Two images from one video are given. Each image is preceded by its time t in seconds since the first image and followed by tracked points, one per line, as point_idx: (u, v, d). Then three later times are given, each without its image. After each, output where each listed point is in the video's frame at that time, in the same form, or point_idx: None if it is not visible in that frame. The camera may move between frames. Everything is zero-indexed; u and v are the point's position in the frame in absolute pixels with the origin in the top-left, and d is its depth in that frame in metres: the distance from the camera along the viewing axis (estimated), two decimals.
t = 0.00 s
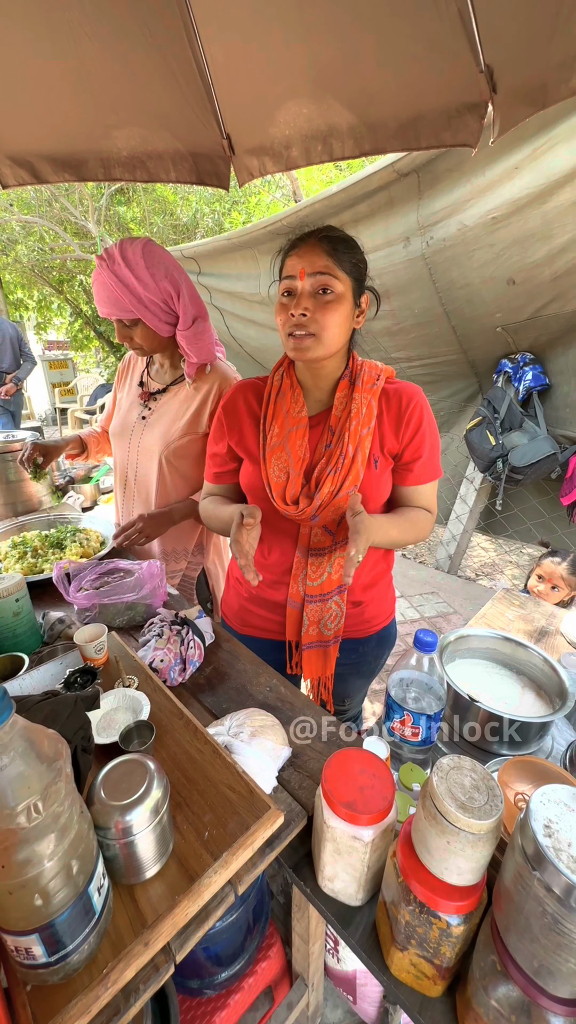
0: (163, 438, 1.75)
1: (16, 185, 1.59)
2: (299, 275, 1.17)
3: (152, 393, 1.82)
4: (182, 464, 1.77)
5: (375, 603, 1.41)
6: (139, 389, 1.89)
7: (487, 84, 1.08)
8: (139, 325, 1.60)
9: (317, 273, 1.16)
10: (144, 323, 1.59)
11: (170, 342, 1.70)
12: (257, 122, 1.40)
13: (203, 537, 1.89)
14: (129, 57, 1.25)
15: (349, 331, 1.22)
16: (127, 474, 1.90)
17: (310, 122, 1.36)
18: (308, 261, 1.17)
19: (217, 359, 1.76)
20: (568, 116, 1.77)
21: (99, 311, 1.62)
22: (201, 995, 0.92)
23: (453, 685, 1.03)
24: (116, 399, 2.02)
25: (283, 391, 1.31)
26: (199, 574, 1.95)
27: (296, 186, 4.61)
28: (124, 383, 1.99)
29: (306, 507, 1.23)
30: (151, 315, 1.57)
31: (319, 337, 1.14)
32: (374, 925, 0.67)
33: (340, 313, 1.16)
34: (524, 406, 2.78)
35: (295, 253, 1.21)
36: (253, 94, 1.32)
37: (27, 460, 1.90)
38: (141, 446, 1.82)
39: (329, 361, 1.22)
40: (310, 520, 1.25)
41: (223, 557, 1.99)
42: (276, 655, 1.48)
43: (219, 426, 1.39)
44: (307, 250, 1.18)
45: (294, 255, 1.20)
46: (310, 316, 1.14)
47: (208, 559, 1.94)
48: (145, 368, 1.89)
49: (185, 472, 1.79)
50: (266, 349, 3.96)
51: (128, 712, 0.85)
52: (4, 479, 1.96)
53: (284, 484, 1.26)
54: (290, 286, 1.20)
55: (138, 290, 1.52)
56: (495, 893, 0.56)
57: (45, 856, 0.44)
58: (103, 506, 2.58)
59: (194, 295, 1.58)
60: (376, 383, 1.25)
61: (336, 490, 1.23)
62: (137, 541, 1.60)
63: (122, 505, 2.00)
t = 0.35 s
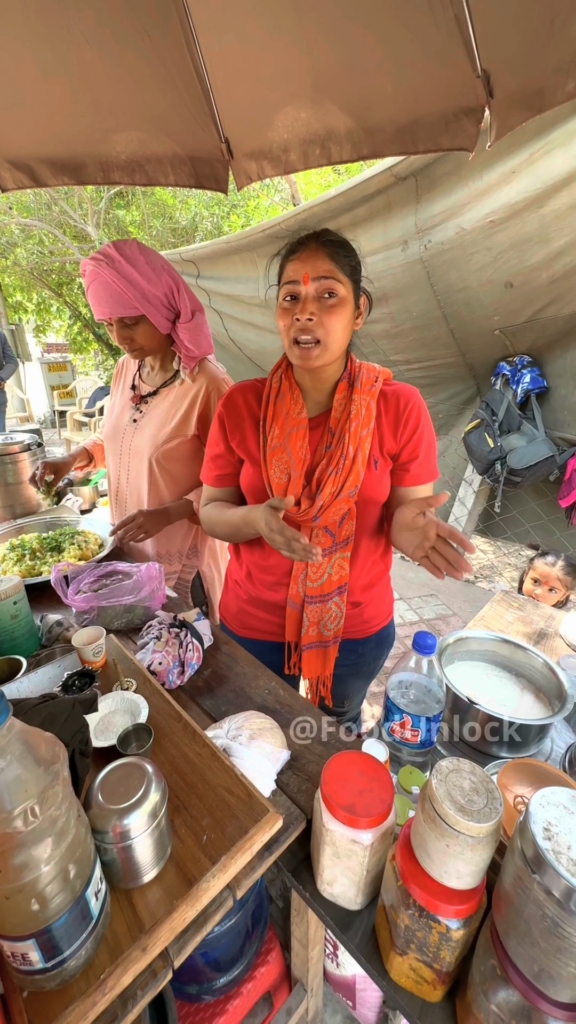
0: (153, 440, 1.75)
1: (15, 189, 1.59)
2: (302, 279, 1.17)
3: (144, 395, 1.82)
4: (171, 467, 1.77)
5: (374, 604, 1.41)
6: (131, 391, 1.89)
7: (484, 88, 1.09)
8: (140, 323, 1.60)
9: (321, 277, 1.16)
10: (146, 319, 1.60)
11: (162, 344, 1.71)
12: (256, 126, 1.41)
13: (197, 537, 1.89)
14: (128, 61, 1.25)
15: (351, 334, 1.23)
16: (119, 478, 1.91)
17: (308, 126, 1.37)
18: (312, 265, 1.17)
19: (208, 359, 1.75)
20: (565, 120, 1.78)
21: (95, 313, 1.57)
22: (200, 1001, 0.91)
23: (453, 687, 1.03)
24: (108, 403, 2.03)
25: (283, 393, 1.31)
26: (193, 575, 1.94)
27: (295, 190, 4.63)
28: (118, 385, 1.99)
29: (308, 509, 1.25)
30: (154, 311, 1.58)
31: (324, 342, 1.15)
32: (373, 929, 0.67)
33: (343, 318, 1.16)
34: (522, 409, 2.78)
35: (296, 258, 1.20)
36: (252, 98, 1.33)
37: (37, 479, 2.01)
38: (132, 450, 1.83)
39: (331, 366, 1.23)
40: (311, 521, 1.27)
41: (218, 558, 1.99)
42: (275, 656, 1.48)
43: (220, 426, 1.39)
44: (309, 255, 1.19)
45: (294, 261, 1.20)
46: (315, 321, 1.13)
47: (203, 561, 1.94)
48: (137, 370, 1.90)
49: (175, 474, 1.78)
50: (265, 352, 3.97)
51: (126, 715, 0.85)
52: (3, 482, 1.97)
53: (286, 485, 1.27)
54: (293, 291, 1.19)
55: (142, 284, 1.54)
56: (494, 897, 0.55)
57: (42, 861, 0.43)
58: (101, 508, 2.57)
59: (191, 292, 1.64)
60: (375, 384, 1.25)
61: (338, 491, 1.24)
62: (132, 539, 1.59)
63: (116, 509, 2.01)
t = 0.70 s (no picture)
0: (150, 442, 1.76)
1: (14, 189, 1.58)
2: (303, 279, 1.17)
3: (138, 397, 1.83)
4: (168, 467, 1.78)
5: (374, 604, 1.42)
6: (125, 393, 1.90)
7: (483, 90, 1.09)
8: (132, 321, 1.60)
9: (322, 276, 1.16)
10: (138, 318, 1.60)
11: (154, 345, 1.72)
12: (255, 128, 1.41)
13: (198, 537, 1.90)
14: (127, 62, 1.25)
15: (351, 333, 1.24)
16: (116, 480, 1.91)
17: (307, 128, 1.37)
18: (312, 265, 1.17)
19: (201, 359, 1.76)
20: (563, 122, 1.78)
21: (86, 312, 1.55)
22: (200, 1002, 0.91)
23: (452, 686, 1.04)
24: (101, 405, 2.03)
25: (283, 394, 1.31)
26: (196, 576, 1.95)
27: (295, 191, 4.64)
28: (112, 387, 2.00)
29: (309, 510, 1.25)
30: (146, 308, 1.59)
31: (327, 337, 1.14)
32: (373, 929, 0.67)
33: (344, 315, 1.16)
34: (521, 409, 2.79)
35: (296, 258, 1.20)
36: (251, 100, 1.33)
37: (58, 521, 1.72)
38: (129, 452, 1.83)
39: (333, 364, 1.22)
40: (312, 522, 1.26)
41: (219, 557, 2.01)
42: (274, 656, 1.48)
43: (220, 426, 1.38)
44: (309, 256, 1.19)
45: (294, 262, 1.20)
46: (318, 318, 1.13)
47: (205, 563, 1.95)
48: (130, 371, 1.90)
49: (172, 474, 1.79)
50: (264, 352, 3.97)
51: (127, 715, 0.85)
52: (3, 483, 1.97)
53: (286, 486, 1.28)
54: (294, 290, 1.19)
55: (134, 281, 1.56)
56: (494, 896, 0.56)
57: (44, 860, 0.43)
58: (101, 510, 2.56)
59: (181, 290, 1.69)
60: (375, 385, 1.25)
61: (338, 491, 1.24)
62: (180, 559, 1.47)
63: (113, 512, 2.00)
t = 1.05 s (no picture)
0: (147, 444, 1.76)
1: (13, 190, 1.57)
2: (307, 281, 1.17)
3: (134, 398, 1.83)
4: (164, 467, 1.78)
5: (374, 604, 1.42)
6: (120, 394, 1.90)
7: (481, 93, 1.09)
8: (121, 324, 1.60)
9: (325, 280, 1.17)
10: (127, 321, 1.59)
11: (147, 345, 1.72)
12: (254, 129, 1.42)
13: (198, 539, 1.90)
14: (127, 64, 1.25)
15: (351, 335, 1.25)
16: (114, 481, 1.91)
17: (306, 129, 1.38)
18: (315, 269, 1.17)
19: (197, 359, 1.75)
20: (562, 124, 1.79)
21: (75, 314, 1.57)
22: (200, 1003, 0.91)
23: (451, 687, 1.04)
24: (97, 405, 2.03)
25: (282, 395, 1.31)
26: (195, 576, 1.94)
27: (293, 192, 4.65)
28: (107, 388, 1.99)
29: (309, 509, 1.24)
30: (134, 311, 1.58)
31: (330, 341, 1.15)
32: (373, 930, 0.67)
33: (347, 318, 1.17)
34: (520, 410, 2.79)
35: (298, 263, 1.19)
36: (250, 101, 1.33)
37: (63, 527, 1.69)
38: (126, 453, 1.83)
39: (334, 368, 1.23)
40: (312, 523, 1.25)
41: (219, 558, 2.01)
42: (274, 657, 1.48)
43: (219, 429, 1.39)
44: (312, 258, 1.19)
45: (294, 265, 1.20)
46: (323, 322, 1.14)
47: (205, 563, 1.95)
48: (126, 371, 1.90)
49: (169, 474, 1.79)
50: (263, 353, 3.97)
51: (126, 716, 0.85)
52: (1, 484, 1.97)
53: (286, 487, 1.27)
54: (297, 293, 1.18)
55: (121, 285, 1.54)
56: (494, 896, 0.56)
57: (44, 862, 0.43)
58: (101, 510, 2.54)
59: (173, 292, 1.64)
60: (374, 386, 1.25)
61: (338, 492, 1.24)
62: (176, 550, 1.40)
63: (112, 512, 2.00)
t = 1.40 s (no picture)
0: (142, 443, 1.77)
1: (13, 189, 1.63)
2: (302, 272, 1.18)
3: (131, 398, 1.84)
4: (160, 469, 1.78)
5: (373, 604, 1.42)
6: (118, 393, 1.90)
7: (479, 92, 1.09)
8: (109, 329, 1.62)
9: (320, 273, 1.17)
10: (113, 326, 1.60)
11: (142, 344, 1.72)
12: (253, 130, 1.42)
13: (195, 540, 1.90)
14: (125, 65, 1.26)
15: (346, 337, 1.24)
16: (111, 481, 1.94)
17: (305, 129, 1.38)
18: (312, 261, 1.18)
19: (194, 359, 1.75)
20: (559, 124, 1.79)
21: (67, 319, 1.62)
22: (198, 1002, 0.91)
23: (450, 687, 1.04)
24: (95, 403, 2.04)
25: (279, 393, 1.31)
26: (192, 575, 1.94)
27: (293, 193, 4.66)
28: (105, 386, 2.00)
29: (306, 509, 1.24)
30: (119, 317, 1.58)
31: (318, 334, 1.14)
32: (371, 928, 0.67)
33: (339, 314, 1.16)
34: (518, 410, 2.79)
35: (298, 253, 1.22)
36: (248, 102, 1.34)
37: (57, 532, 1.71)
38: (123, 454, 1.85)
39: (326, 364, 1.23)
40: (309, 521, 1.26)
41: (216, 559, 2.01)
42: (273, 656, 1.48)
43: (215, 428, 1.39)
44: (312, 250, 1.20)
45: (297, 255, 1.22)
46: (312, 314, 1.13)
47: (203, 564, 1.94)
48: (124, 371, 1.90)
49: (164, 475, 1.80)
50: (262, 353, 3.98)
51: (125, 715, 0.85)
52: None
53: (283, 486, 1.28)
54: (293, 284, 1.19)
55: (103, 292, 1.53)
56: (491, 895, 0.56)
57: (41, 860, 0.43)
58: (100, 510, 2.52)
59: (161, 294, 1.60)
60: (369, 383, 1.26)
61: (334, 491, 1.24)
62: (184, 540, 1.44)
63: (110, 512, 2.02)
